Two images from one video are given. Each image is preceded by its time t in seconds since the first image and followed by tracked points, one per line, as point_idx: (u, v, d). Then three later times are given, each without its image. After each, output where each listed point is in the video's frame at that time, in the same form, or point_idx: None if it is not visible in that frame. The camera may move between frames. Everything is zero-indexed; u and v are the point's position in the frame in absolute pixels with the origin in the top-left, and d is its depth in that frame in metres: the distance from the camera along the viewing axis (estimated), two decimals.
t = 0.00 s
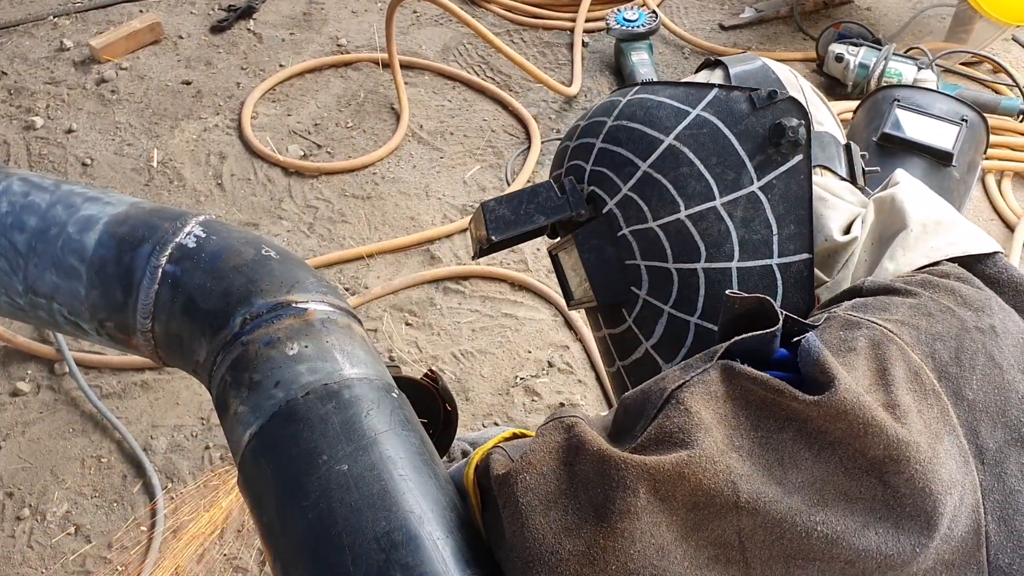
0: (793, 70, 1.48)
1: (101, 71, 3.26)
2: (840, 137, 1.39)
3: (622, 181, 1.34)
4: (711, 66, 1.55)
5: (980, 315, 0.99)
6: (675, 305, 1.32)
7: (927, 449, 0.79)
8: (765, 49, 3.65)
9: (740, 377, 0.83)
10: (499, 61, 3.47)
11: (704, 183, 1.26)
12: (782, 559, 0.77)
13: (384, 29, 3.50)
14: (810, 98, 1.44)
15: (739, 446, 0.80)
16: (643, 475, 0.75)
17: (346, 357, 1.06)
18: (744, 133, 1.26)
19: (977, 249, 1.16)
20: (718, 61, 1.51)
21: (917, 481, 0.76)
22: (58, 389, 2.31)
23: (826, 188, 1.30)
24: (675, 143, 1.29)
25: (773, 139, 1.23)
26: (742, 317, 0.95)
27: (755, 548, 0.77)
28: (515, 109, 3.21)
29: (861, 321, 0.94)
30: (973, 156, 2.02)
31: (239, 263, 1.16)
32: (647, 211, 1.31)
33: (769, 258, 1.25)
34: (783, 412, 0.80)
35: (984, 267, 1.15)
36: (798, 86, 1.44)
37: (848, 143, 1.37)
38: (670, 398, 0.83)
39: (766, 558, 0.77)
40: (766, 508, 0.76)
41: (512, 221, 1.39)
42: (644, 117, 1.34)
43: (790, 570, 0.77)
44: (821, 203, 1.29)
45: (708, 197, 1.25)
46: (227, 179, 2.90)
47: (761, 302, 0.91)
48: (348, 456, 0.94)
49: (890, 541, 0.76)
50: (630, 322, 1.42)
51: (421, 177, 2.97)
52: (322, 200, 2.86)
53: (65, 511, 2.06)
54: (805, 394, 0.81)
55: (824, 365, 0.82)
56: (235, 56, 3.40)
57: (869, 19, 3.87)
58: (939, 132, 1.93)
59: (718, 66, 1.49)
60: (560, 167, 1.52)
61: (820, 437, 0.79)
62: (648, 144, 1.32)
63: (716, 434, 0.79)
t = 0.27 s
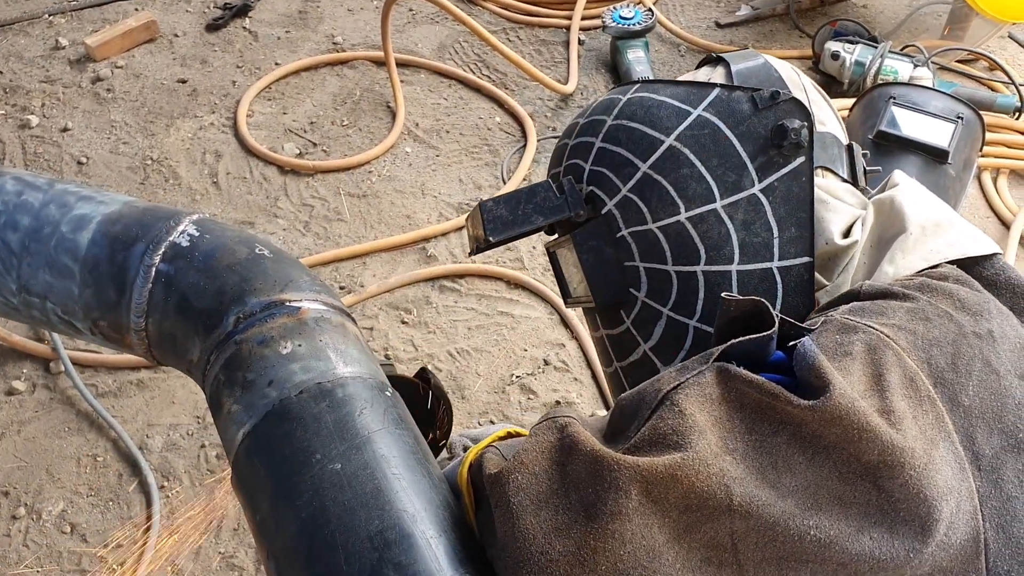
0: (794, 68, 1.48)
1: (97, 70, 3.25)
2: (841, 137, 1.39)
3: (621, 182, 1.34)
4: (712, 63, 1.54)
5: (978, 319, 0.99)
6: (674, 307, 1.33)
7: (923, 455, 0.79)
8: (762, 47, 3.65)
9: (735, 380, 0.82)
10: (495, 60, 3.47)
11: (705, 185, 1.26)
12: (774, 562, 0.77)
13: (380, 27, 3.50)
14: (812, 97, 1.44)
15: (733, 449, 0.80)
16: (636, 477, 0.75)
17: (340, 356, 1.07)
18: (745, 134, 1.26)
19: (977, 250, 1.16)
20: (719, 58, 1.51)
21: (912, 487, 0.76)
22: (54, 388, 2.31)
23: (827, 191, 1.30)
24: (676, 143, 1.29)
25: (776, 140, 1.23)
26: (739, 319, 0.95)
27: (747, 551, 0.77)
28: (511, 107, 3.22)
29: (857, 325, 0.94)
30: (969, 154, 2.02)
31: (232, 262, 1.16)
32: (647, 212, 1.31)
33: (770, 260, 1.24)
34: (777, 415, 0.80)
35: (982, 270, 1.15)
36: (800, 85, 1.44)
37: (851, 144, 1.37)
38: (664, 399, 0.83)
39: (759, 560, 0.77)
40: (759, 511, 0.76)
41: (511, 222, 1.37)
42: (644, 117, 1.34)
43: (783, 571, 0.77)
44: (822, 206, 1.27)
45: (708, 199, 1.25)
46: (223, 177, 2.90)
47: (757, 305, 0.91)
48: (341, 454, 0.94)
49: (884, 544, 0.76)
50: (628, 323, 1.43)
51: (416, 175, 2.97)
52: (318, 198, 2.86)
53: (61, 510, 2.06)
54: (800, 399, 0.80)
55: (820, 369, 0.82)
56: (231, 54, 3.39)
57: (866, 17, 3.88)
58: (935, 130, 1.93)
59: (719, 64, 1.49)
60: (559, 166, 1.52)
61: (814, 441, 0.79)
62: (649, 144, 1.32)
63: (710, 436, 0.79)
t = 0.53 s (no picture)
0: (799, 65, 1.47)
1: (93, 69, 3.24)
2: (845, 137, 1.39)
3: (623, 181, 1.35)
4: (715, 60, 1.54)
5: (976, 328, 0.99)
6: (674, 308, 1.33)
7: (920, 469, 0.80)
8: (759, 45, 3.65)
9: (735, 390, 0.82)
10: (491, 59, 3.47)
11: (706, 187, 1.26)
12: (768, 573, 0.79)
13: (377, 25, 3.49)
14: (816, 96, 1.43)
15: (730, 461, 0.80)
16: (631, 490, 0.75)
17: (336, 355, 1.07)
18: (748, 135, 1.25)
19: (976, 255, 1.16)
20: (722, 55, 1.51)
21: (908, 501, 0.78)
22: (50, 387, 2.31)
23: (829, 192, 1.29)
24: (678, 144, 1.29)
25: (779, 141, 1.23)
26: (739, 324, 0.95)
27: (742, 562, 0.78)
28: (508, 106, 3.22)
29: (855, 333, 0.94)
30: (966, 151, 2.02)
31: (228, 262, 1.16)
32: (648, 212, 1.32)
33: (771, 263, 1.24)
34: (775, 427, 0.80)
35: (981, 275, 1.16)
36: (804, 83, 1.43)
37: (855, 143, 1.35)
38: (662, 408, 0.83)
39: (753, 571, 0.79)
40: (755, 525, 0.77)
41: (513, 220, 1.37)
42: (646, 116, 1.35)
43: None
44: (824, 208, 1.27)
45: (710, 200, 1.26)
46: (220, 176, 2.89)
47: (755, 313, 0.91)
48: (337, 455, 0.94)
49: (877, 557, 0.79)
50: (628, 322, 1.44)
51: (413, 174, 2.97)
52: (315, 197, 2.86)
53: (58, 510, 2.06)
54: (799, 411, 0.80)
55: (818, 383, 0.82)
56: (228, 53, 3.39)
57: (863, 15, 3.88)
58: (932, 127, 1.93)
59: (721, 62, 1.49)
60: (559, 164, 1.52)
61: (812, 454, 0.79)
62: (651, 145, 1.32)
63: (707, 448, 0.79)
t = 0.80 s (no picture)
0: (814, 61, 1.46)
1: (89, 70, 3.24)
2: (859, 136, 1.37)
3: (633, 175, 1.34)
4: (730, 53, 1.54)
5: (980, 330, 0.99)
6: (681, 305, 1.34)
7: (919, 470, 0.80)
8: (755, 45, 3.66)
9: (733, 388, 0.82)
10: (488, 59, 3.47)
11: (717, 183, 1.26)
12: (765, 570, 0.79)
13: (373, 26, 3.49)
14: (831, 93, 1.42)
15: (728, 458, 0.80)
16: (628, 485, 0.76)
17: (331, 357, 1.07)
18: (762, 132, 1.25)
19: (984, 258, 1.15)
20: (738, 48, 1.50)
21: (907, 501, 0.78)
22: (47, 389, 2.31)
23: (840, 193, 1.29)
24: (690, 139, 1.29)
25: (793, 139, 1.24)
26: (738, 323, 0.95)
27: (738, 559, 0.78)
28: (505, 106, 3.22)
29: (858, 335, 0.94)
30: (962, 151, 2.02)
31: (223, 263, 1.16)
32: (656, 207, 1.32)
33: (780, 261, 1.25)
34: (774, 425, 0.80)
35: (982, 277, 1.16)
36: (818, 80, 1.42)
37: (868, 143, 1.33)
38: (659, 405, 0.83)
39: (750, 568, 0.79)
40: (752, 523, 0.77)
41: (522, 211, 1.37)
42: (661, 110, 1.34)
43: None
44: (835, 209, 1.27)
45: (721, 196, 1.26)
46: (216, 177, 2.89)
47: (757, 312, 0.91)
48: (332, 456, 0.95)
49: (875, 555, 0.79)
50: (634, 316, 1.45)
51: (410, 174, 2.97)
52: (312, 198, 2.86)
53: (55, 511, 2.06)
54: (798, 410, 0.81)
55: (818, 383, 0.82)
56: (224, 53, 3.39)
57: (859, 14, 3.89)
58: (928, 127, 1.93)
59: (737, 55, 1.48)
60: (570, 153, 1.51)
61: (810, 452, 0.79)
62: (663, 138, 1.31)
63: (705, 445, 0.79)
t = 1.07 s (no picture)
0: (811, 61, 1.45)
1: (89, 70, 3.24)
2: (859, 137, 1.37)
3: (630, 178, 1.34)
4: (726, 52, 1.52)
5: (979, 336, 0.99)
6: (680, 309, 1.34)
7: (919, 478, 0.80)
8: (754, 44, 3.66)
9: (732, 396, 0.82)
10: (487, 59, 3.47)
11: (715, 185, 1.26)
12: None
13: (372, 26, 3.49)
14: (831, 94, 1.41)
15: (726, 468, 0.80)
16: (624, 492, 0.76)
17: (330, 357, 1.07)
18: (760, 135, 1.26)
19: (984, 259, 1.16)
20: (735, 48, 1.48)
21: (906, 509, 0.79)
22: (47, 389, 2.31)
23: (839, 193, 1.28)
24: (687, 143, 1.29)
25: (791, 142, 1.24)
26: (738, 328, 0.95)
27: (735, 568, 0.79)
28: (504, 106, 3.22)
29: (856, 341, 0.95)
30: (960, 150, 2.02)
31: (222, 264, 1.17)
32: (654, 210, 1.31)
33: (779, 264, 1.26)
34: (771, 435, 0.81)
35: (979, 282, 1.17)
36: (817, 82, 1.41)
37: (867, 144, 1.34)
38: (656, 415, 0.83)
39: None
40: (749, 532, 0.77)
41: (521, 215, 1.38)
42: (657, 113, 1.33)
43: None
44: (833, 210, 1.27)
45: (718, 200, 1.26)
46: (216, 177, 2.89)
47: (755, 318, 0.92)
48: (331, 456, 0.95)
49: (873, 564, 0.79)
50: (633, 320, 1.45)
51: (409, 174, 2.98)
52: (311, 198, 2.86)
53: (55, 511, 2.06)
54: (798, 418, 0.81)
55: (818, 392, 0.82)
56: (223, 54, 3.39)
57: (857, 14, 3.89)
58: (927, 126, 1.93)
59: (733, 54, 1.47)
60: (568, 158, 1.51)
61: (809, 461, 0.80)
62: (660, 142, 1.31)
63: (701, 456, 0.79)
